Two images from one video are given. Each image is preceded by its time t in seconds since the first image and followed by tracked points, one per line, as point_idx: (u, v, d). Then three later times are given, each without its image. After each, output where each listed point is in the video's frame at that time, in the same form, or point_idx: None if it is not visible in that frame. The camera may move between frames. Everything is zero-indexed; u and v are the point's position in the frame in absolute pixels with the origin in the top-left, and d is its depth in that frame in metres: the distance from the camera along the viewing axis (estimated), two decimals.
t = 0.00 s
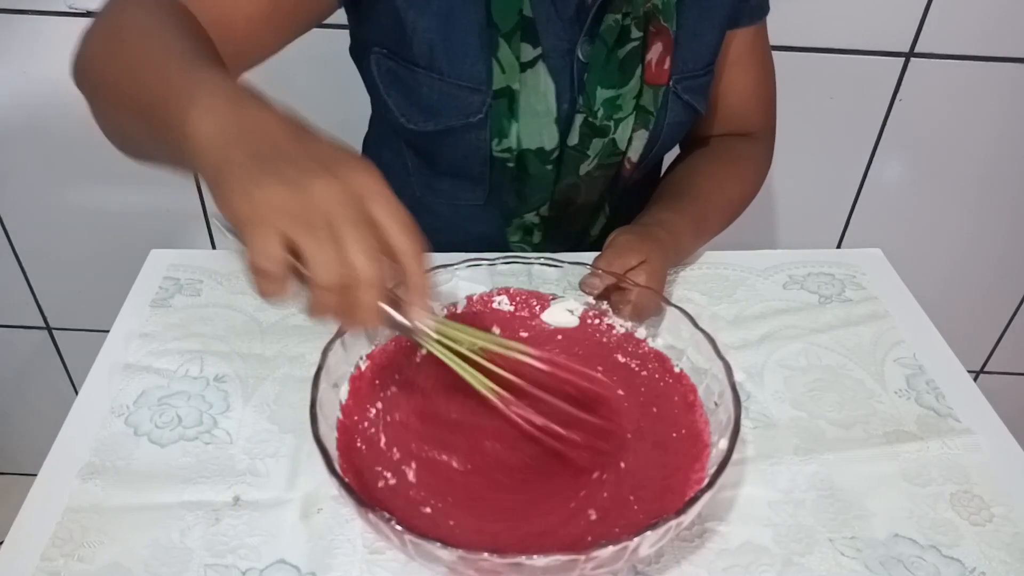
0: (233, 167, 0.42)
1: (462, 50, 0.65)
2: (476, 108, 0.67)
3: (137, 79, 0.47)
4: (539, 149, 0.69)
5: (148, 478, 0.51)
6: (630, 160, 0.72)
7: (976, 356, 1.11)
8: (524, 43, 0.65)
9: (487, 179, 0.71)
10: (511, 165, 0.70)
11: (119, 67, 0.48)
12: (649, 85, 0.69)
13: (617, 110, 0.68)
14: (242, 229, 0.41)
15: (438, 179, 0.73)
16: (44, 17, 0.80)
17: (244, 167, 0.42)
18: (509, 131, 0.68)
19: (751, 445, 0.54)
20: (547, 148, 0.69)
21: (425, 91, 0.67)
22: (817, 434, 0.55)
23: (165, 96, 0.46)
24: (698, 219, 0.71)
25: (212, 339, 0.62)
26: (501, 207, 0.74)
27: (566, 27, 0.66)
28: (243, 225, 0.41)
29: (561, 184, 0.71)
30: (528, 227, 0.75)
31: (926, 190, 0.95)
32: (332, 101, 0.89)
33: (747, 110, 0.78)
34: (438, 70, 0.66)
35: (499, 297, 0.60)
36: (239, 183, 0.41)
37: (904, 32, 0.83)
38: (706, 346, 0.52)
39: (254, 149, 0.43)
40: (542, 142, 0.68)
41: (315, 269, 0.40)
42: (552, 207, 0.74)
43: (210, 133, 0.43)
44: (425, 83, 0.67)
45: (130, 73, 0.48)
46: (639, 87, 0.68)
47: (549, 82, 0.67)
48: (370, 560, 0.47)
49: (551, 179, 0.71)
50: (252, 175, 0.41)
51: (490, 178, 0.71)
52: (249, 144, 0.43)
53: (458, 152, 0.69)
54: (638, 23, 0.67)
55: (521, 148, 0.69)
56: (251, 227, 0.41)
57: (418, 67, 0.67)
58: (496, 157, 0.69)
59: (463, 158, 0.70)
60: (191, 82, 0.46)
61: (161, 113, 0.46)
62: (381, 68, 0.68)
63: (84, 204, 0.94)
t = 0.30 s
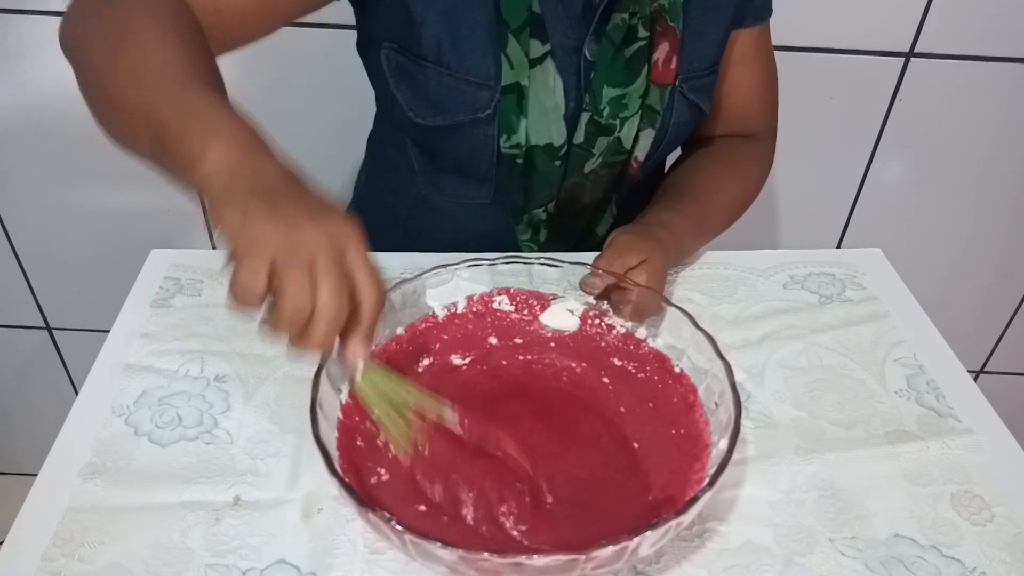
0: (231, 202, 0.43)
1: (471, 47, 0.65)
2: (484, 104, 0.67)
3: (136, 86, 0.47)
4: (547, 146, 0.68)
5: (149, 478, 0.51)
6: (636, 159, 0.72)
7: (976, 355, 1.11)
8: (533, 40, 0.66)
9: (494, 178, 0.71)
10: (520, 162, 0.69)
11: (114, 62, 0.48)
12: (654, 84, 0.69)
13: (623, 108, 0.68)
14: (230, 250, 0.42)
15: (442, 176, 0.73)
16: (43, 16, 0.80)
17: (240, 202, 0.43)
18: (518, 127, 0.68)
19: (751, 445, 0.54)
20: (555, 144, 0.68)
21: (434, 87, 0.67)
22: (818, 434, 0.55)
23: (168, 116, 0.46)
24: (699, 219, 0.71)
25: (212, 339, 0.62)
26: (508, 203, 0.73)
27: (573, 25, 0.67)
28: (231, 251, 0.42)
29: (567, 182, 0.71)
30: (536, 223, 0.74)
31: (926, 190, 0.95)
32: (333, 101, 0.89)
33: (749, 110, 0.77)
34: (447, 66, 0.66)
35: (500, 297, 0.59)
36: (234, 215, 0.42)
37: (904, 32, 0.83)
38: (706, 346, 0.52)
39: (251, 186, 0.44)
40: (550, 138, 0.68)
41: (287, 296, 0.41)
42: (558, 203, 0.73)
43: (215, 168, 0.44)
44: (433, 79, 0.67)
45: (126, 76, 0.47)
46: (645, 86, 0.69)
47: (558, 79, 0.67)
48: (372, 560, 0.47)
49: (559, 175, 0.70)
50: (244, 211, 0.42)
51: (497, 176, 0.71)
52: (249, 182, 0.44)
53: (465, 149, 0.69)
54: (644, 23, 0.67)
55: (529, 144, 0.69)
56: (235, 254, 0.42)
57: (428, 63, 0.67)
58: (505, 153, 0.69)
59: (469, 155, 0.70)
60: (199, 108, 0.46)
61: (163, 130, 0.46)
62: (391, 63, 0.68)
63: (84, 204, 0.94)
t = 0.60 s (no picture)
0: (307, 177, 0.43)
1: (467, 41, 0.65)
2: (480, 96, 0.67)
3: (191, 76, 0.47)
4: (541, 137, 0.69)
5: (149, 478, 0.51)
6: (632, 152, 0.72)
7: (976, 355, 1.11)
8: (529, 32, 0.65)
9: (490, 170, 0.71)
10: (514, 153, 0.70)
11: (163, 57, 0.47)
12: (651, 77, 0.69)
13: (618, 101, 0.68)
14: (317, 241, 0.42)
15: (443, 176, 0.73)
16: (44, 16, 0.80)
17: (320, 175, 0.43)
18: (512, 119, 0.68)
19: (751, 445, 0.54)
20: (549, 136, 0.69)
21: (430, 79, 0.67)
22: (818, 434, 0.55)
23: (227, 98, 0.45)
24: (698, 218, 0.71)
25: (213, 339, 0.62)
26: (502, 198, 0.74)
27: (570, 19, 0.67)
28: (315, 228, 0.42)
29: (563, 175, 0.71)
30: (529, 219, 0.74)
31: (926, 191, 0.95)
32: (333, 100, 0.89)
33: (747, 110, 0.77)
34: (443, 59, 0.67)
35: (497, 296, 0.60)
36: (316, 188, 0.42)
37: (904, 32, 0.83)
38: (706, 346, 0.53)
39: (322, 156, 0.43)
40: (545, 130, 0.68)
41: (381, 273, 0.41)
42: (556, 198, 0.73)
43: (284, 146, 0.44)
44: (430, 72, 0.67)
45: (179, 67, 0.47)
46: (640, 79, 0.69)
47: (553, 72, 0.67)
48: (372, 560, 0.47)
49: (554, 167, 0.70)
50: (322, 186, 0.42)
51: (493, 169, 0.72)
52: (320, 152, 0.43)
53: (461, 141, 0.70)
54: (640, 16, 0.67)
55: (524, 136, 0.69)
56: (322, 232, 0.42)
57: (424, 56, 0.67)
58: (499, 145, 0.69)
59: (466, 148, 0.70)
60: (257, 85, 0.46)
61: (223, 112, 0.45)
62: (387, 58, 0.68)
63: (84, 204, 0.94)
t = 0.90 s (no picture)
0: (240, 151, 0.43)
1: (472, 36, 0.65)
2: (484, 92, 0.66)
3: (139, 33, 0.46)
4: (548, 134, 0.69)
5: (149, 478, 0.51)
6: (635, 153, 0.72)
7: (976, 355, 1.11)
8: (536, 30, 0.66)
9: (491, 171, 0.71)
10: (521, 152, 0.70)
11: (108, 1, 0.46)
12: (654, 79, 0.69)
13: (623, 103, 0.68)
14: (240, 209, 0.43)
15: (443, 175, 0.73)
16: (44, 16, 0.80)
17: (252, 147, 0.43)
18: (519, 117, 0.68)
19: (751, 445, 0.54)
20: (557, 134, 0.69)
21: (435, 73, 0.67)
22: (818, 434, 0.55)
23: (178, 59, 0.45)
24: (699, 219, 0.71)
25: (212, 339, 0.62)
26: (508, 196, 0.74)
27: (573, 18, 0.67)
28: (239, 203, 0.43)
29: (569, 175, 0.71)
30: (538, 216, 0.74)
31: (926, 191, 0.95)
32: (333, 100, 0.89)
33: (746, 111, 0.77)
34: (449, 52, 0.66)
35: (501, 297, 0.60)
36: (243, 162, 0.43)
37: (904, 32, 0.83)
38: (706, 346, 0.52)
39: (260, 132, 0.44)
40: (551, 128, 0.68)
41: (292, 252, 0.42)
42: (561, 196, 0.73)
43: (227, 117, 0.44)
44: (435, 65, 0.67)
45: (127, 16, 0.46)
46: (645, 81, 0.69)
47: (559, 72, 0.67)
48: (372, 560, 0.47)
49: (562, 165, 0.70)
50: (256, 161, 0.42)
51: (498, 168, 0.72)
52: (260, 130, 0.44)
53: (463, 138, 0.69)
54: (644, 18, 0.67)
55: (530, 134, 0.69)
56: (242, 207, 0.42)
57: (430, 50, 0.66)
58: (506, 143, 0.70)
59: (468, 144, 0.70)
60: (210, 53, 0.46)
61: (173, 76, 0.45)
62: (392, 50, 0.68)
63: (84, 204, 0.94)
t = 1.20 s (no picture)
0: (261, 158, 0.43)
1: (462, 35, 0.65)
2: (473, 89, 0.67)
3: (169, 53, 0.48)
4: (534, 132, 0.69)
5: (149, 478, 0.51)
6: (625, 149, 0.72)
7: (976, 355, 1.11)
8: (523, 26, 0.66)
9: (482, 166, 0.72)
10: (506, 147, 0.70)
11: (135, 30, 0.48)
12: (645, 74, 0.69)
13: (613, 98, 0.68)
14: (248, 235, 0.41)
15: (436, 171, 0.74)
16: (44, 16, 0.80)
17: (272, 158, 0.43)
18: (505, 112, 0.68)
19: (751, 445, 0.54)
20: (542, 130, 0.69)
21: (424, 70, 0.67)
22: (818, 434, 0.55)
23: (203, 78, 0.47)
24: (697, 218, 0.71)
25: (213, 339, 0.62)
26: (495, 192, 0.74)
27: (564, 15, 0.67)
28: (255, 211, 0.41)
29: (558, 170, 0.71)
30: (521, 214, 0.74)
31: (926, 191, 0.95)
32: (333, 100, 0.89)
33: (743, 110, 0.77)
34: (437, 50, 0.67)
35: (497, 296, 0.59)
36: (265, 167, 0.42)
37: (904, 32, 0.83)
38: (707, 346, 0.53)
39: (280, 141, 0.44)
40: (538, 124, 0.69)
41: (313, 264, 0.41)
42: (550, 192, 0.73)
43: (252, 128, 0.45)
44: (424, 62, 0.67)
45: (152, 45, 0.48)
46: (635, 76, 0.69)
47: (547, 67, 0.67)
48: (372, 560, 0.47)
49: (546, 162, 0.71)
50: (275, 166, 0.43)
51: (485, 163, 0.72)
52: (278, 136, 0.44)
53: (453, 134, 0.70)
54: (635, 14, 0.67)
55: (516, 130, 0.69)
56: (260, 216, 0.41)
57: (418, 47, 0.67)
58: (493, 139, 0.69)
59: (457, 141, 0.70)
60: (235, 70, 0.47)
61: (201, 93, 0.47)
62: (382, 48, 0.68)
63: (84, 204, 0.94)
